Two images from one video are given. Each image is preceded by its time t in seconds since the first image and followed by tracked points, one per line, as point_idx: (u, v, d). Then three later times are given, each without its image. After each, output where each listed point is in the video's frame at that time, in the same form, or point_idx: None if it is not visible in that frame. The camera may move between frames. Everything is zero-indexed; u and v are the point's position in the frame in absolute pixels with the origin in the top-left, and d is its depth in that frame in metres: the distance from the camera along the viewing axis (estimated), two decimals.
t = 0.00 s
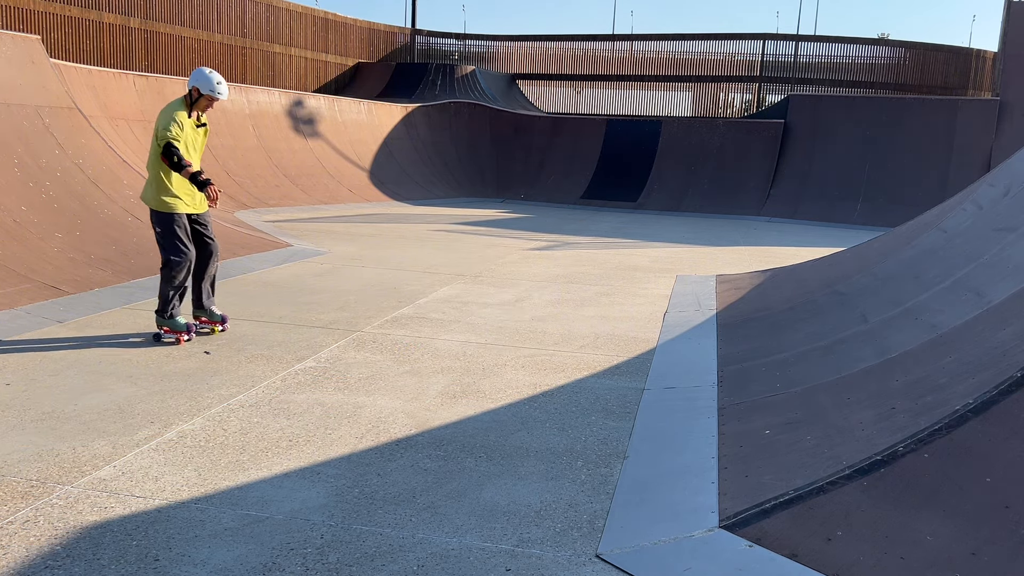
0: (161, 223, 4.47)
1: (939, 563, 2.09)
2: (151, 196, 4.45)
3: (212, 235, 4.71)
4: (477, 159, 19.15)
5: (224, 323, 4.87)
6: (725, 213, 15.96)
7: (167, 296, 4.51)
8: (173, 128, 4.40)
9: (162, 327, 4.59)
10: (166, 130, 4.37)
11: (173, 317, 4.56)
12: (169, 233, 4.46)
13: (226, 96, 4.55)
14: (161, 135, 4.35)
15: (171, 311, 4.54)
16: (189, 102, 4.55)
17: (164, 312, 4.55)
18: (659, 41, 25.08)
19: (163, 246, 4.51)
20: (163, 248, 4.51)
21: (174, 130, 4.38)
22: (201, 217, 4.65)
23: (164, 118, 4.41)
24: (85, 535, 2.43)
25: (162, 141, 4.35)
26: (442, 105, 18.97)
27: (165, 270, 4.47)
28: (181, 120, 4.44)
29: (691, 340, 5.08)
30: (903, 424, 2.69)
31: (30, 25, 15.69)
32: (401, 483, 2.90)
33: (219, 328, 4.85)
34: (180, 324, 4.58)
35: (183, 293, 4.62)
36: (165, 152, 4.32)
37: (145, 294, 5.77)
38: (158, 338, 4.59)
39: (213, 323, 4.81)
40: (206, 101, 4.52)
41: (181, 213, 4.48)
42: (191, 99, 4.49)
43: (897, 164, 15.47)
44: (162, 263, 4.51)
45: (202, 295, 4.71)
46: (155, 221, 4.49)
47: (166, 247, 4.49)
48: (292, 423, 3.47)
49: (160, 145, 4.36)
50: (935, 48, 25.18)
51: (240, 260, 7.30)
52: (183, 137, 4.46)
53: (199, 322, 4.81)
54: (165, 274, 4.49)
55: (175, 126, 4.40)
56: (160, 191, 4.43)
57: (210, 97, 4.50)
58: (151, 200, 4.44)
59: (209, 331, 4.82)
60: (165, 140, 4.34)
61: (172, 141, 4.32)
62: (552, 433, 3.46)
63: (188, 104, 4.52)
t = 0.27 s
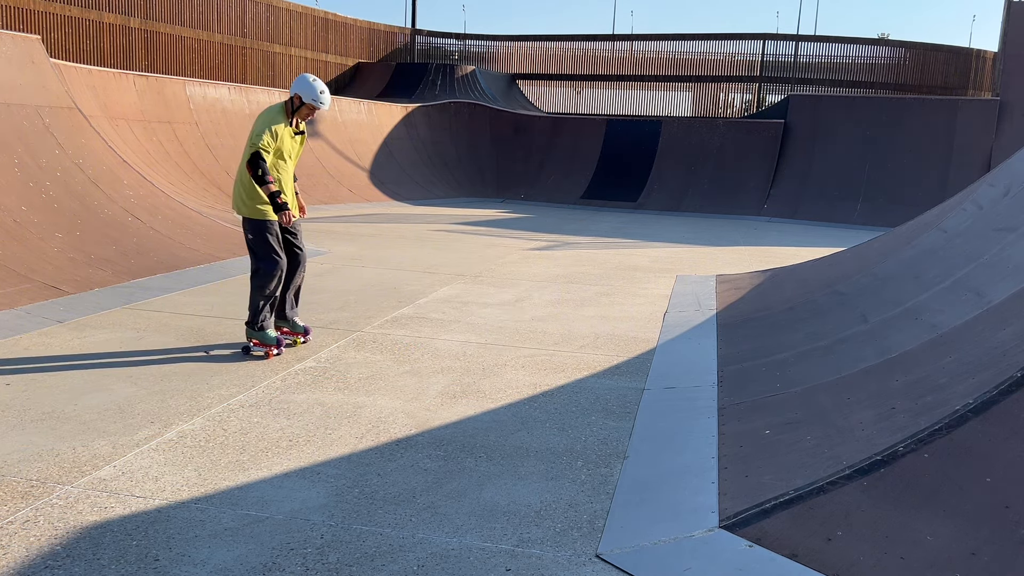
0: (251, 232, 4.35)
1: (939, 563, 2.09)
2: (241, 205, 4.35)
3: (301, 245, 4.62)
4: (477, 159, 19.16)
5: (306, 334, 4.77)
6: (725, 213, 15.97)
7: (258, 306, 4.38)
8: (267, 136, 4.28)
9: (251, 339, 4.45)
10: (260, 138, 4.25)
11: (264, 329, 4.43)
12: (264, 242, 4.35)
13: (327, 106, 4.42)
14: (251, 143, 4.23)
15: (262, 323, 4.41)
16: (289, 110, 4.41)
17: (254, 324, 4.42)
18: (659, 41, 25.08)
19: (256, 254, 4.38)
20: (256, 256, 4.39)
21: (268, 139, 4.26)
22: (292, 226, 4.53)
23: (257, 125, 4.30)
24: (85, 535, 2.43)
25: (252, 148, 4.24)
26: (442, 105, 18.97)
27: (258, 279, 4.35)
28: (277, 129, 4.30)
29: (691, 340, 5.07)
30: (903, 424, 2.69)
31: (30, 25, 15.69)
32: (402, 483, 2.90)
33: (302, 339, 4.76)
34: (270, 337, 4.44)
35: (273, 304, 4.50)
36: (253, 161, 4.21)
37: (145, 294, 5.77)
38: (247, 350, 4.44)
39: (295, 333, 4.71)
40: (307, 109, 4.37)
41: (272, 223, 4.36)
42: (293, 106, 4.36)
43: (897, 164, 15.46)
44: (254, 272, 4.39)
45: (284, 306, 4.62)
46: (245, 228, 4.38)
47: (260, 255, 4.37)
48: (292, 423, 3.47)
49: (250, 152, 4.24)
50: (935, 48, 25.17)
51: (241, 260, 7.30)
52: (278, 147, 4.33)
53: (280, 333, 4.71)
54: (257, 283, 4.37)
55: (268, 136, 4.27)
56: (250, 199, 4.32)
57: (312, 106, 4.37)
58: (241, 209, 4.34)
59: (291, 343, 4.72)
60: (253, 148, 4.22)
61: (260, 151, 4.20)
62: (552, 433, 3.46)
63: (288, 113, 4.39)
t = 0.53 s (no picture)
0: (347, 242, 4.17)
1: (940, 563, 2.08)
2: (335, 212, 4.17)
3: (395, 256, 4.39)
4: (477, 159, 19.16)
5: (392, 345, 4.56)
6: (725, 213, 15.97)
7: (355, 318, 4.17)
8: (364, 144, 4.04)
9: (348, 355, 4.20)
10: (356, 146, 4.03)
11: (362, 344, 4.18)
12: (360, 251, 4.13)
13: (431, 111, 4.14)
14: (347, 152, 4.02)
15: (361, 337, 4.17)
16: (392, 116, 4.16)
17: (351, 339, 4.17)
18: (659, 41, 25.08)
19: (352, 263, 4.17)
20: (350, 266, 4.18)
21: (363, 148, 4.03)
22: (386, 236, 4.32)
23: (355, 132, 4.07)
24: (85, 535, 2.43)
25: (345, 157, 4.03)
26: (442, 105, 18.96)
27: (355, 289, 4.14)
28: (375, 136, 4.06)
29: (691, 340, 5.08)
30: (903, 424, 2.69)
31: (30, 25, 15.69)
32: (402, 483, 2.90)
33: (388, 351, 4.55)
34: (369, 353, 4.19)
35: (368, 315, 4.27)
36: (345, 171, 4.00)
37: (145, 294, 5.77)
38: (344, 367, 4.21)
39: (382, 345, 4.50)
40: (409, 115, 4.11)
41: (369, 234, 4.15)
42: (395, 112, 4.12)
43: (898, 164, 15.45)
44: (351, 282, 4.17)
45: (375, 318, 4.39)
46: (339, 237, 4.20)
47: (356, 263, 4.15)
48: (292, 423, 3.47)
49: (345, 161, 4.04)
50: (935, 48, 25.16)
51: (241, 260, 7.31)
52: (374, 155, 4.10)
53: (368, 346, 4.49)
54: (355, 294, 4.16)
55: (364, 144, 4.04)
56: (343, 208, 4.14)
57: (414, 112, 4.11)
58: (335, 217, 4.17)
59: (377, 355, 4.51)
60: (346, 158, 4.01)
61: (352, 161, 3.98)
62: (552, 433, 3.46)
63: (390, 118, 4.14)
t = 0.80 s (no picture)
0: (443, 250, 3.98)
1: (940, 562, 2.08)
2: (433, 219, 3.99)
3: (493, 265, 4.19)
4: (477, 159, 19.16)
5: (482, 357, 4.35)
6: (725, 213, 15.99)
7: (454, 331, 3.96)
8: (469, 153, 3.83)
9: (447, 372, 3.99)
10: (457, 155, 3.83)
11: (461, 360, 3.96)
12: (459, 263, 3.93)
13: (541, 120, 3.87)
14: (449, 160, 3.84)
15: (459, 353, 3.95)
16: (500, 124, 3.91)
17: (450, 354, 3.96)
18: (659, 41, 25.09)
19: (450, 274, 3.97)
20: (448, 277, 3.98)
21: (466, 157, 3.83)
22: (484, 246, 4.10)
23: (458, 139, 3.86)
24: (85, 535, 2.43)
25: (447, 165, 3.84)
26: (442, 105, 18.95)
27: (454, 301, 3.94)
28: (483, 145, 3.84)
29: (691, 340, 5.08)
30: (903, 424, 2.69)
31: (30, 25, 15.69)
32: (402, 483, 2.90)
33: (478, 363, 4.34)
34: (469, 369, 3.96)
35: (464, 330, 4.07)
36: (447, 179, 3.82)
37: (144, 294, 5.77)
38: (442, 384, 4.01)
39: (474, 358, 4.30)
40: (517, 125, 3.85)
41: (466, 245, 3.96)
42: (504, 121, 3.86)
43: (898, 164, 15.45)
44: (449, 295, 3.97)
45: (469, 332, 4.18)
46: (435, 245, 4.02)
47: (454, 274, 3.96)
48: (292, 423, 3.47)
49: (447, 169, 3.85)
50: (935, 48, 25.15)
51: (240, 260, 7.31)
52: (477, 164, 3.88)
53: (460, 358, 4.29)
54: (452, 306, 3.96)
55: (470, 153, 3.84)
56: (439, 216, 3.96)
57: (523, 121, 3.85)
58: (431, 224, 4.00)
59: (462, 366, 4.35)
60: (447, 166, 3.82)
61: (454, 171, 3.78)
62: (552, 433, 3.46)
63: (499, 127, 3.89)
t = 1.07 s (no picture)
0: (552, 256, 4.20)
1: (940, 563, 2.08)
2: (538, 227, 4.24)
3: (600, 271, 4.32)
4: (477, 159, 19.17)
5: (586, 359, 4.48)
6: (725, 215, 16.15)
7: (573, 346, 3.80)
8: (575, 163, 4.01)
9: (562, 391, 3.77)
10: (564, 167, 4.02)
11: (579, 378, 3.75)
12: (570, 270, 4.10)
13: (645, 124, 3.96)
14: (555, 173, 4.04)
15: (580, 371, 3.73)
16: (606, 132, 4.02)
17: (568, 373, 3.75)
18: (659, 42, 25.09)
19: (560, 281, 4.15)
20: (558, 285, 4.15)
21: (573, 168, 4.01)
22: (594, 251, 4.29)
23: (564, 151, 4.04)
24: (85, 535, 2.43)
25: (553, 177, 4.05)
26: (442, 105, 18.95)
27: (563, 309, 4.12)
28: (587, 155, 3.98)
29: (691, 340, 5.08)
30: (904, 424, 2.69)
31: (29, 25, 15.69)
32: (401, 483, 2.90)
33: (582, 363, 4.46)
34: (587, 388, 3.76)
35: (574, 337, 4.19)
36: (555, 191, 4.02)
37: (144, 294, 5.77)
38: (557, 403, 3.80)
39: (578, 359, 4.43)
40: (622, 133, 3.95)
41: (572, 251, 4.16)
42: (608, 128, 3.95)
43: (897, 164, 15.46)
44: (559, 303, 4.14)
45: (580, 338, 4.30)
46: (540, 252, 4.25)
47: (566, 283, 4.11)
48: (292, 423, 3.47)
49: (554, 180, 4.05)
50: (935, 48, 25.10)
51: (240, 260, 7.31)
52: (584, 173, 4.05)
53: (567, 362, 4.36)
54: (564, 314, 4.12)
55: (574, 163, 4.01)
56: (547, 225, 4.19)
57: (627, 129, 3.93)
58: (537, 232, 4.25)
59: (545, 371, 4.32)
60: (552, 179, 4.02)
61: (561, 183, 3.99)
62: (551, 433, 3.46)
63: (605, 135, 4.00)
